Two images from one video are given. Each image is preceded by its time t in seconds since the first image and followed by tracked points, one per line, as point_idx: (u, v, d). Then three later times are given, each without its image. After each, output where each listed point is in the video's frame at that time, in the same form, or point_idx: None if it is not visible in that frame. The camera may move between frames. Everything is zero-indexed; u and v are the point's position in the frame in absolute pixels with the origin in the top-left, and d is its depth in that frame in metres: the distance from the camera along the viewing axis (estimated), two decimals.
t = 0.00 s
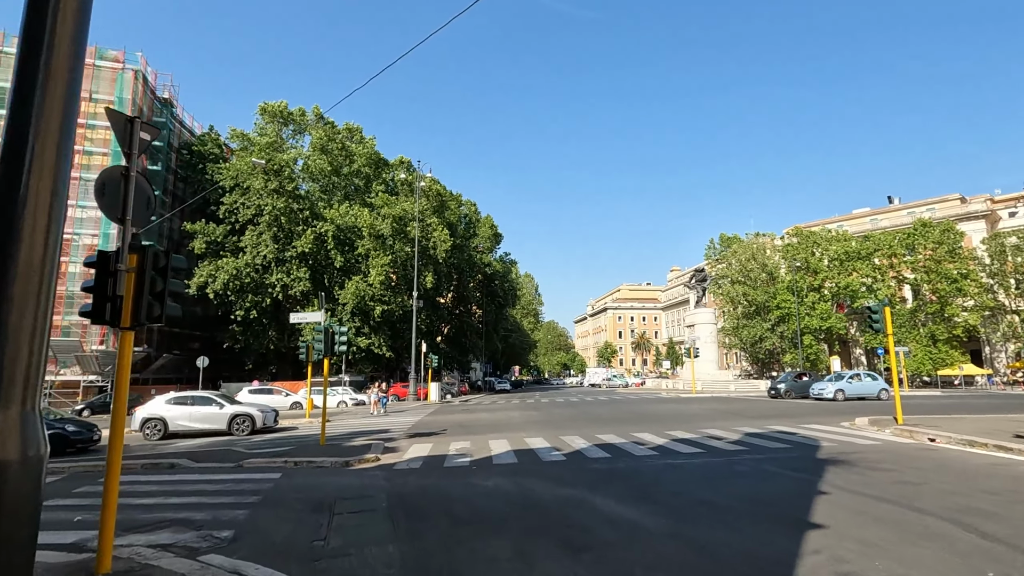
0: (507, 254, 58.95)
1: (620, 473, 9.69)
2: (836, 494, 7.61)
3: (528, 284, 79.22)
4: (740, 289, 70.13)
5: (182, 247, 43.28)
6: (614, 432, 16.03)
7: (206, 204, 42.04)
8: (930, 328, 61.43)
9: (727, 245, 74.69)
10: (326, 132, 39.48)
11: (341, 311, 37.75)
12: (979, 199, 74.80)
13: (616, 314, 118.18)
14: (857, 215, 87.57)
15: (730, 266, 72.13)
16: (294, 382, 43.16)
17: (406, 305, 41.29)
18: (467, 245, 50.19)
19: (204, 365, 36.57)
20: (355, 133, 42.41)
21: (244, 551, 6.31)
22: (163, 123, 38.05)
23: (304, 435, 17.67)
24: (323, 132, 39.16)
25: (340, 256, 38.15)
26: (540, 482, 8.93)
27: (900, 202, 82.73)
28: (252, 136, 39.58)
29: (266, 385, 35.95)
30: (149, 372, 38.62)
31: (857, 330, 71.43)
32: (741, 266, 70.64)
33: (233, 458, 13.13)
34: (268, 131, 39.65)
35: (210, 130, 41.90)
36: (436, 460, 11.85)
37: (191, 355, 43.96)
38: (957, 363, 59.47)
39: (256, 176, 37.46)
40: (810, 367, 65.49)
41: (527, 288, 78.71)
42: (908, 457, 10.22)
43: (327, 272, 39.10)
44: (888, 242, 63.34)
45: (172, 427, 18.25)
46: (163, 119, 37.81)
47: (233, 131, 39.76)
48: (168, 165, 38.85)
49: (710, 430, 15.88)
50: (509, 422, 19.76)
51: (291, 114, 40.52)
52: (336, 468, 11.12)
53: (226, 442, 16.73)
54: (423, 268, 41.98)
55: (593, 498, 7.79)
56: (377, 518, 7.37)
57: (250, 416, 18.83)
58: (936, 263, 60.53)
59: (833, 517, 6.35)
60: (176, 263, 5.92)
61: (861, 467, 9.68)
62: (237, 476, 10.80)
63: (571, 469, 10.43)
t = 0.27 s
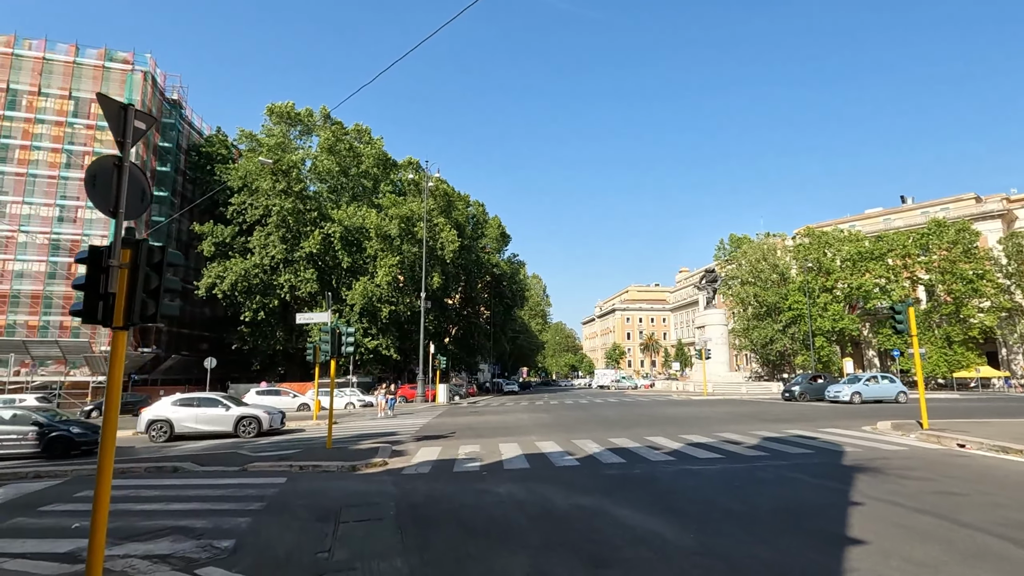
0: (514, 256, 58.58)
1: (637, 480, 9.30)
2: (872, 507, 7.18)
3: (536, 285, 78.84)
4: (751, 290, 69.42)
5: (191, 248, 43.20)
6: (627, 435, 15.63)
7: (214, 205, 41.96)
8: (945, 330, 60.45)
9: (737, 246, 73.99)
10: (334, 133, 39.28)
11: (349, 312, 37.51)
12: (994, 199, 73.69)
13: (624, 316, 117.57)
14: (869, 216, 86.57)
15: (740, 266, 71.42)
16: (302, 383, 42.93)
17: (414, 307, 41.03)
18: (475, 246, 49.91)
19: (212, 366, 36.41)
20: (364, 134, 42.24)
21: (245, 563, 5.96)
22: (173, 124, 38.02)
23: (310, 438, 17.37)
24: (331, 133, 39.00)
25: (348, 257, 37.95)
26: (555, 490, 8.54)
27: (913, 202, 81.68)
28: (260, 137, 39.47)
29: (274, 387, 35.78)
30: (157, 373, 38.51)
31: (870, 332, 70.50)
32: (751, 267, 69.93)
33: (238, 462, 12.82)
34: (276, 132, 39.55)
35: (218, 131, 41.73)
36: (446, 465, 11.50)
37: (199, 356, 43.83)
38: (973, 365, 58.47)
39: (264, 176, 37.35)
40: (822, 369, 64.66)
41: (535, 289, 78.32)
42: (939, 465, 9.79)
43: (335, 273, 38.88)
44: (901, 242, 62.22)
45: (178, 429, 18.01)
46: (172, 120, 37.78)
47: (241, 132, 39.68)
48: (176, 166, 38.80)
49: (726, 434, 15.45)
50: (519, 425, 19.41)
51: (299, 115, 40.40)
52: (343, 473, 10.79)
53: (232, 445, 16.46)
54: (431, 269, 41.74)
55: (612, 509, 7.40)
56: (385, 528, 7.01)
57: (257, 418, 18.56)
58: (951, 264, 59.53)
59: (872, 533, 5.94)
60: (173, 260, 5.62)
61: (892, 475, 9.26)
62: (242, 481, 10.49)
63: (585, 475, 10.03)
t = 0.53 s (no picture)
0: (519, 254, 58.15)
1: (651, 482, 8.94)
2: (904, 512, 6.81)
3: (541, 284, 78.38)
4: (757, 289, 68.78)
5: (195, 247, 42.98)
6: (638, 435, 15.26)
7: (218, 203, 41.74)
8: (955, 329, 59.64)
9: (743, 244, 73.32)
10: (338, 130, 38.94)
11: (353, 311, 37.19)
12: (1004, 197, 72.81)
13: (629, 315, 117.01)
14: (877, 214, 85.78)
15: (746, 266, 70.76)
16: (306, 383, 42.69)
17: (418, 306, 40.70)
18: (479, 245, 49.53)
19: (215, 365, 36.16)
20: (368, 132, 41.84)
21: (243, 571, 5.63)
22: (176, 122, 37.79)
23: (314, 437, 17.07)
24: (335, 131, 38.64)
25: (352, 255, 37.61)
26: (566, 493, 8.20)
27: (921, 200, 80.88)
28: (263, 134, 39.15)
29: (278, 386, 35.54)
30: (161, 372, 38.30)
31: (878, 331, 69.80)
32: (758, 266, 69.27)
33: (239, 462, 12.50)
34: (280, 130, 39.25)
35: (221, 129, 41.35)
36: (452, 466, 11.16)
37: (203, 355, 43.62)
38: (983, 365, 57.69)
39: (268, 174, 37.04)
40: (829, 368, 63.98)
41: (539, 288, 77.87)
42: (967, 468, 9.41)
43: (339, 271, 38.55)
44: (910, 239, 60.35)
45: (180, 428, 17.72)
46: (176, 118, 37.52)
47: (245, 130, 39.38)
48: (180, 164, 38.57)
49: (740, 434, 15.06)
50: (526, 424, 19.06)
51: (303, 112, 40.07)
52: (346, 473, 10.45)
53: (234, 444, 16.14)
54: (435, 268, 41.37)
55: (629, 513, 7.05)
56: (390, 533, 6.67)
57: (260, 417, 18.25)
58: (961, 262, 58.60)
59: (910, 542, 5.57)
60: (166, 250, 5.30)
61: (919, 478, 8.88)
62: (242, 482, 10.16)
63: (596, 476, 9.68)
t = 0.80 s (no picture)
0: (518, 253, 57.77)
1: (662, 488, 8.60)
2: (934, 522, 6.47)
3: (540, 284, 77.99)
4: (757, 289, 68.56)
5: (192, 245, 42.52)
6: (643, 437, 14.94)
7: (215, 200, 41.27)
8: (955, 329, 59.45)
9: (742, 244, 73.04)
10: (337, 128, 38.50)
11: (351, 309, 36.79)
12: (1005, 196, 72.62)
13: (628, 314, 116.76)
14: (877, 214, 85.58)
15: (745, 265, 70.51)
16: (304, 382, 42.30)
17: (416, 304, 40.34)
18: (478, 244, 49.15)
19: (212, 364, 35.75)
20: (367, 129, 41.36)
21: None
22: (173, 118, 37.31)
23: (312, 437, 16.70)
24: (334, 127, 38.20)
25: (350, 253, 37.19)
26: (575, 499, 7.87)
27: (921, 200, 80.67)
28: (261, 131, 38.69)
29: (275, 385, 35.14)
30: (157, 371, 37.86)
31: (878, 331, 69.61)
32: (757, 265, 68.97)
33: (233, 463, 12.12)
34: (278, 126, 38.81)
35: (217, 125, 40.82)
36: (455, 468, 10.81)
37: (200, 353, 43.17)
38: (984, 366, 57.51)
39: (266, 170, 36.60)
40: (829, 368, 63.75)
41: (539, 287, 77.47)
42: (989, 473, 9.10)
43: (337, 269, 38.12)
44: (911, 240, 61.05)
45: (175, 428, 17.34)
46: (173, 114, 37.06)
47: (243, 126, 38.92)
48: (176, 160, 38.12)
49: (747, 436, 14.74)
50: (528, 425, 18.73)
51: (301, 109, 39.65)
52: (345, 477, 10.08)
53: (230, 445, 15.75)
54: (434, 266, 41.03)
55: (643, 521, 6.73)
56: (392, 542, 6.34)
57: (256, 417, 17.88)
58: (961, 262, 58.32)
59: (949, 556, 5.23)
60: (150, 238, 4.93)
61: (941, 483, 8.57)
62: (237, 485, 9.78)
63: (604, 481, 9.35)
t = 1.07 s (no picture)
0: (513, 252, 57.40)
1: (671, 490, 8.30)
2: (962, 526, 6.19)
3: (534, 283, 77.64)
4: (751, 288, 68.55)
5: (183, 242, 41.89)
6: (645, 436, 14.65)
7: (206, 197, 40.64)
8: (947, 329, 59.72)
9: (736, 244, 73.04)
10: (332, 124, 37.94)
11: (344, 308, 36.32)
12: (996, 197, 72.98)
13: (621, 314, 116.71)
14: (869, 215, 85.93)
15: (739, 265, 70.50)
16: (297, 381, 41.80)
17: (410, 303, 39.88)
18: (473, 242, 48.74)
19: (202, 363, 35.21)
20: (361, 126, 40.83)
21: None
22: (164, 112, 36.67)
23: (305, 437, 16.32)
24: (328, 124, 37.66)
25: (343, 251, 36.69)
26: (583, 501, 7.56)
27: (913, 200, 81.05)
28: (254, 126, 38.10)
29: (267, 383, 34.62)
30: (147, 370, 37.25)
31: (870, 331, 69.81)
32: (751, 265, 68.98)
33: (224, 464, 11.70)
34: (271, 122, 38.22)
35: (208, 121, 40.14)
36: (455, 468, 10.45)
37: (191, 352, 42.56)
38: (975, 366, 57.82)
39: (259, 167, 36.04)
40: (822, 368, 63.82)
41: (533, 286, 77.10)
42: (1005, 473, 8.87)
43: (330, 267, 37.62)
44: (904, 240, 61.29)
45: (164, 428, 16.89)
46: (163, 108, 36.41)
47: (235, 121, 38.31)
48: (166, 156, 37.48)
49: (750, 435, 14.50)
50: (526, 424, 18.41)
51: (295, 105, 39.08)
52: (341, 478, 9.71)
53: (221, 445, 15.32)
54: (429, 265, 40.58)
55: (656, 526, 6.42)
56: (395, 548, 5.99)
57: (248, 416, 17.46)
58: (953, 263, 58.56)
59: (987, 564, 4.94)
60: (135, 221, 4.56)
61: (958, 484, 8.33)
62: (229, 486, 9.40)
63: (610, 482, 9.04)
